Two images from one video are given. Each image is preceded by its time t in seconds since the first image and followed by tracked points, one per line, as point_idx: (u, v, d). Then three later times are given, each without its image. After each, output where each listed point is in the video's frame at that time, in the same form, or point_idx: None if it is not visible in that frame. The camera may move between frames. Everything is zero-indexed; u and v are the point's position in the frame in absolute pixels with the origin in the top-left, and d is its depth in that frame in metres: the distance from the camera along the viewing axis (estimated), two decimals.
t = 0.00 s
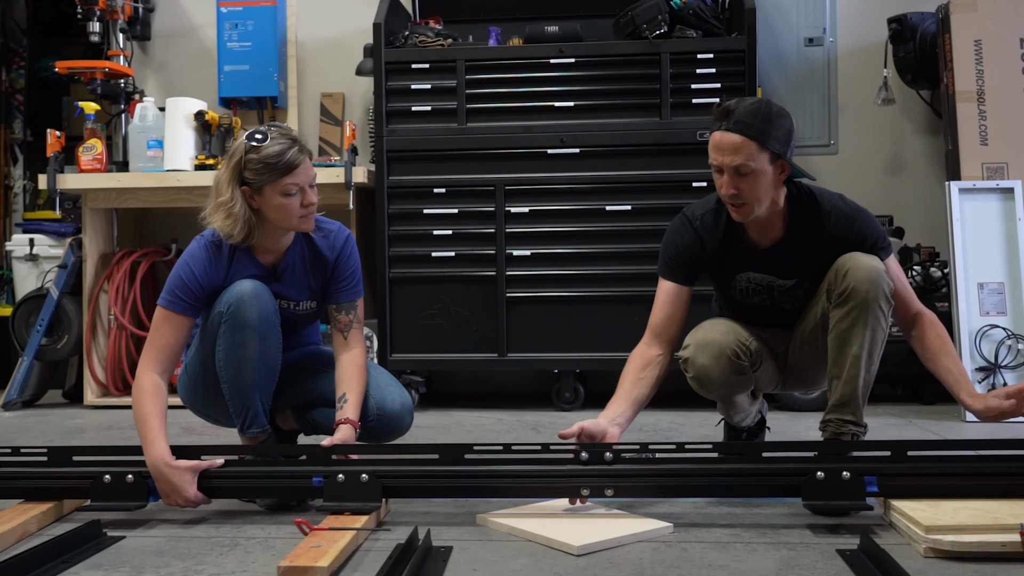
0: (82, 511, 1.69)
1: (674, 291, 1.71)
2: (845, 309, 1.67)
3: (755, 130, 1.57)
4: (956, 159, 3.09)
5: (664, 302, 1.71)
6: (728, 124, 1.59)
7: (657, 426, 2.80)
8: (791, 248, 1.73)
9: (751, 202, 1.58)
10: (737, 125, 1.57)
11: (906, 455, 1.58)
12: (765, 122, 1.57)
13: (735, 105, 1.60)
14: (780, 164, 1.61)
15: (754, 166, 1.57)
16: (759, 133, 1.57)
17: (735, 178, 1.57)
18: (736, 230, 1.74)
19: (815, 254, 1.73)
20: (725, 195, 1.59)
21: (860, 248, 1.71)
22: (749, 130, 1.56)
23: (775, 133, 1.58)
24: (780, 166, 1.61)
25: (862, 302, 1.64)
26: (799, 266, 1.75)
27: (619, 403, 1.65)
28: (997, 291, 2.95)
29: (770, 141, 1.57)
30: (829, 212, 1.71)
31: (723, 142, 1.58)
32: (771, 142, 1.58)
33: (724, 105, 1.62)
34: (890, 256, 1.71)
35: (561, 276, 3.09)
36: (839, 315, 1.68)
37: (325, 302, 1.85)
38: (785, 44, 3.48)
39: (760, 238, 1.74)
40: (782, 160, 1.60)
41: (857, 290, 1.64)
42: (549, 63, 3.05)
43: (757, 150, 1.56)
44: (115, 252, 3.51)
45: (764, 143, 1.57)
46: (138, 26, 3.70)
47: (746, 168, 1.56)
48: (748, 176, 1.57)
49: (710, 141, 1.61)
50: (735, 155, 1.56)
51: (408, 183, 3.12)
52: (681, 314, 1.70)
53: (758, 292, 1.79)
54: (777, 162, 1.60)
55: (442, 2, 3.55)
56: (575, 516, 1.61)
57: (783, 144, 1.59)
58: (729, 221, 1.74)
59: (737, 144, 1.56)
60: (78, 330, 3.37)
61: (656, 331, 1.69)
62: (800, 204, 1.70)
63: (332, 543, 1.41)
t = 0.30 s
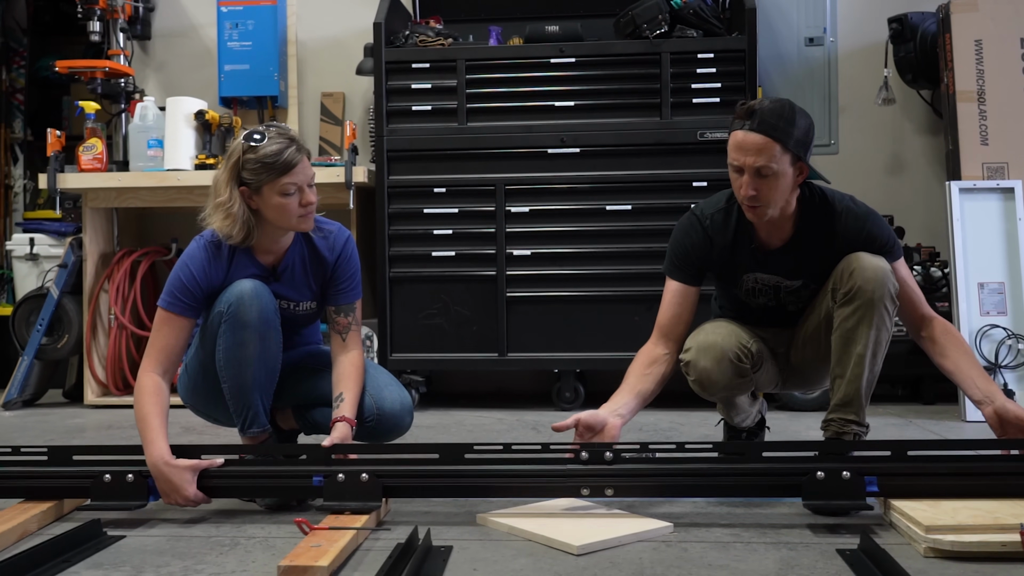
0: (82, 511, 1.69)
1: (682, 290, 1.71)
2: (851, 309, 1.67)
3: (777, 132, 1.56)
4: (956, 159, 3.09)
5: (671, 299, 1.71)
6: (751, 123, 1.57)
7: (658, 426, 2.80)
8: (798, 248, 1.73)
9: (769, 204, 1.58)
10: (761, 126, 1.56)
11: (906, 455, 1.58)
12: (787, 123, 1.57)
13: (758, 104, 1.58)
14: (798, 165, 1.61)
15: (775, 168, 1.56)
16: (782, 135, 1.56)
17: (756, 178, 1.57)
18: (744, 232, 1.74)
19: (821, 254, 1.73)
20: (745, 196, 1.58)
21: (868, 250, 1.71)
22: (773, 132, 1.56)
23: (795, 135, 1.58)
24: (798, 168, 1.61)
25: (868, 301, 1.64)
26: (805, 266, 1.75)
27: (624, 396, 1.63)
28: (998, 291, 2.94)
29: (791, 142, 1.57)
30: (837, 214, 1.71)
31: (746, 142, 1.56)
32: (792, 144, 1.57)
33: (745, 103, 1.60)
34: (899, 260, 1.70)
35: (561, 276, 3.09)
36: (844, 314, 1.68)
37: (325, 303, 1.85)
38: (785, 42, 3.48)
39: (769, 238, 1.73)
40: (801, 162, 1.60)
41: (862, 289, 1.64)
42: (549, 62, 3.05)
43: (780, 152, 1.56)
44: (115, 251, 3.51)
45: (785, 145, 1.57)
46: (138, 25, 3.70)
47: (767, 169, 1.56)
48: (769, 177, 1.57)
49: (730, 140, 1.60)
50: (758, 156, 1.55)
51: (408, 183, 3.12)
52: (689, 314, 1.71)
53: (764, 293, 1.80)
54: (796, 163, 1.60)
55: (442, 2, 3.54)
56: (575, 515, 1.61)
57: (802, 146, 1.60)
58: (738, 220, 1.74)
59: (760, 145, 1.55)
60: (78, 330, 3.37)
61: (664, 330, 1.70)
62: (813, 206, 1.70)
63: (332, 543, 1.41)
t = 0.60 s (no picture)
0: (82, 510, 1.69)
1: (686, 289, 1.74)
2: (855, 310, 1.67)
3: (789, 130, 1.56)
4: (956, 159, 3.09)
5: (674, 297, 1.75)
6: (763, 122, 1.57)
7: (657, 426, 2.80)
8: (802, 249, 1.73)
9: (779, 203, 1.58)
10: (773, 125, 1.56)
11: (906, 456, 1.58)
12: (798, 123, 1.57)
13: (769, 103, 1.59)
14: (809, 165, 1.61)
15: (787, 167, 1.56)
16: (793, 134, 1.56)
17: (767, 177, 1.57)
18: (749, 232, 1.74)
19: (825, 254, 1.73)
20: (755, 195, 1.58)
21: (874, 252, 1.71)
22: (785, 131, 1.56)
23: (807, 135, 1.59)
24: (809, 167, 1.61)
25: (872, 302, 1.64)
26: (809, 267, 1.75)
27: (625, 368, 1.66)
28: (997, 292, 2.95)
29: (802, 141, 1.57)
30: (843, 214, 1.70)
31: (758, 141, 1.56)
32: (803, 143, 1.58)
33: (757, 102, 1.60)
34: (905, 262, 1.70)
35: (561, 276, 3.09)
36: (848, 315, 1.68)
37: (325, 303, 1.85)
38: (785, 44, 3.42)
39: (775, 238, 1.72)
40: (812, 162, 1.60)
41: (868, 291, 1.64)
42: (549, 62, 3.05)
43: (792, 151, 1.56)
44: (115, 250, 3.51)
45: (797, 144, 1.57)
46: (139, 24, 3.70)
47: (779, 168, 1.56)
48: (780, 176, 1.57)
49: (741, 140, 1.60)
50: (770, 155, 1.55)
51: (408, 182, 3.12)
52: (692, 313, 1.75)
53: (768, 294, 1.80)
54: (807, 163, 1.60)
55: (442, 1, 3.54)
56: (575, 515, 1.61)
57: (813, 145, 1.60)
58: (745, 219, 1.74)
59: (772, 145, 1.55)
60: (78, 329, 3.37)
61: (670, 323, 1.76)
62: (820, 207, 1.70)
63: (332, 542, 1.41)
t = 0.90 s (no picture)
0: (81, 509, 1.68)
1: (689, 288, 1.75)
2: (854, 311, 1.67)
3: (786, 116, 1.58)
4: (956, 160, 3.09)
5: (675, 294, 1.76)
6: (758, 113, 1.59)
7: (657, 426, 2.80)
8: (804, 249, 1.73)
9: (793, 187, 1.58)
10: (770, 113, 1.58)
11: (905, 456, 1.58)
12: (793, 107, 1.59)
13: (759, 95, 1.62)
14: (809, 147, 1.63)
15: (791, 150, 1.57)
16: (791, 118, 1.58)
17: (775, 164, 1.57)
18: (751, 232, 1.74)
19: (826, 255, 1.73)
20: (771, 183, 1.57)
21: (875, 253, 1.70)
22: (782, 116, 1.57)
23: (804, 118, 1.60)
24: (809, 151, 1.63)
25: (872, 304, 1.64)
26: (810, 267, 1.75)
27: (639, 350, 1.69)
28: (996, 293, 2.95)
29: (800, 124, 1.59)
30: (844, 215, 1.71)
31: (756, 132, 1.58)
32: (802, 126, 1.59)
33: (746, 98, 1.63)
34: (907, 265, 1.70)
35: (560, 276, 3.09)
36: (847, 316, 1.68)
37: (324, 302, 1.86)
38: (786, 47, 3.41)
39: (776, 238, 1.73)
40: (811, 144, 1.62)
41: (867, 292, 1.64)
42: (549, 62, 3.05)
43: (792, 133, 1.57)
44: (115, 250, 3.51)
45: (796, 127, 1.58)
46: (139, 24, 3.70)
47: (784, 152, 1.57)
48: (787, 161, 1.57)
49: (740, 136, 1.61)
50: (772, 141, 1.57)
51: (408, 182, 3.12)
52: (693, 313, 1.76)
53: (770, 294, 1.80)
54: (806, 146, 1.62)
55: (442, 2, 3.54)
56: (575, 516, 1.61)
57: (810, 129, 1.62)
58: (747, 218, 1.75)
59: (773, 131, 1.56)
60: (78, 329, 3.38)
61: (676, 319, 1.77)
62: (822, 207, 1.71)
63: (331, 542, 1.41)
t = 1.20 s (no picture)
0: (80, 509, 1.68)
1: (687, 288, 1.74)
2: (851, 312, 1.67)
3: (779, 123, 1.57)
4: (956, 162, 3.09)
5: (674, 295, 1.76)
6: (752, 118, 1.59)
7: (656, 426, 2.80)
8: (802, 250, 1.73)
9: (779, 196, 1.58)
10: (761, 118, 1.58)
11: (905, 458, 1.58)
12: (788, 114, 1.58)
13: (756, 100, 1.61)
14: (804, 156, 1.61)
15: (779, 159, 1.57)
16: (783, 125, 1.57)
17: (761, 171, 1.57)
18: (750, 232, 1.74)
19: (824, 256, 1.73)
20: (752, 189, 1.58)
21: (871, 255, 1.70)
22: (774, 123, 1.57)
23: (799, 126, 1.59)
24: (803, 159, 1.61)
25: (869, 304, 1.64)
26: (808, 268, 1.75)
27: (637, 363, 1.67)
28: (996, 295, 2.95)
29: (793, 133, 1.58)
30: (842, 216, 1.71)
31: (747, 136, 1.58)
32: (795, 134, 1.58)
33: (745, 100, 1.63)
34: (905, 266, 1.70)
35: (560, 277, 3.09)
36: (844, 317, 1.68)
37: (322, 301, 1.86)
38: (786, 44, 3.48)
39: (774, 238, 1.73)
40: (805, 153, 1.60)
41: (863, 293, 1.64)
42: (549, 63, 3.05)
43: (782, 141, 1.56)
44: (115, 249, 3.50)
45: (788, 135, 1.57)
46: (139, 24, 3.70)
47: (772, 160, 1.56)
48: (773, 169, 1.57)
49: (733, 137, 1.61)
50: (760, 148, 1.56)
51: (408, 182, 3.11)
52: (689, 312, 1.76)
53: (769, 296, 1.80)
54: (801, 155, 1.60)
55: (442, 2, 3.55)
56: (574, 516, 1.61)
57: (805, 137, 1.60)
58: (746, 220, 1.75)
59: (762, 138, 1.56)
60: (77, 328, 3.37)
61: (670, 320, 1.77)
62: (820, 208, 1.71)
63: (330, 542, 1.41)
